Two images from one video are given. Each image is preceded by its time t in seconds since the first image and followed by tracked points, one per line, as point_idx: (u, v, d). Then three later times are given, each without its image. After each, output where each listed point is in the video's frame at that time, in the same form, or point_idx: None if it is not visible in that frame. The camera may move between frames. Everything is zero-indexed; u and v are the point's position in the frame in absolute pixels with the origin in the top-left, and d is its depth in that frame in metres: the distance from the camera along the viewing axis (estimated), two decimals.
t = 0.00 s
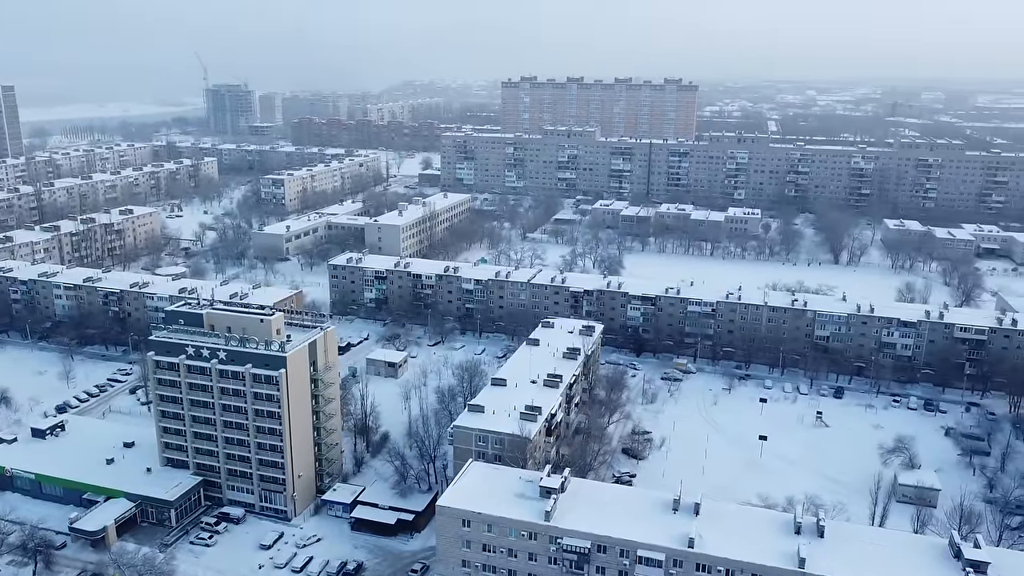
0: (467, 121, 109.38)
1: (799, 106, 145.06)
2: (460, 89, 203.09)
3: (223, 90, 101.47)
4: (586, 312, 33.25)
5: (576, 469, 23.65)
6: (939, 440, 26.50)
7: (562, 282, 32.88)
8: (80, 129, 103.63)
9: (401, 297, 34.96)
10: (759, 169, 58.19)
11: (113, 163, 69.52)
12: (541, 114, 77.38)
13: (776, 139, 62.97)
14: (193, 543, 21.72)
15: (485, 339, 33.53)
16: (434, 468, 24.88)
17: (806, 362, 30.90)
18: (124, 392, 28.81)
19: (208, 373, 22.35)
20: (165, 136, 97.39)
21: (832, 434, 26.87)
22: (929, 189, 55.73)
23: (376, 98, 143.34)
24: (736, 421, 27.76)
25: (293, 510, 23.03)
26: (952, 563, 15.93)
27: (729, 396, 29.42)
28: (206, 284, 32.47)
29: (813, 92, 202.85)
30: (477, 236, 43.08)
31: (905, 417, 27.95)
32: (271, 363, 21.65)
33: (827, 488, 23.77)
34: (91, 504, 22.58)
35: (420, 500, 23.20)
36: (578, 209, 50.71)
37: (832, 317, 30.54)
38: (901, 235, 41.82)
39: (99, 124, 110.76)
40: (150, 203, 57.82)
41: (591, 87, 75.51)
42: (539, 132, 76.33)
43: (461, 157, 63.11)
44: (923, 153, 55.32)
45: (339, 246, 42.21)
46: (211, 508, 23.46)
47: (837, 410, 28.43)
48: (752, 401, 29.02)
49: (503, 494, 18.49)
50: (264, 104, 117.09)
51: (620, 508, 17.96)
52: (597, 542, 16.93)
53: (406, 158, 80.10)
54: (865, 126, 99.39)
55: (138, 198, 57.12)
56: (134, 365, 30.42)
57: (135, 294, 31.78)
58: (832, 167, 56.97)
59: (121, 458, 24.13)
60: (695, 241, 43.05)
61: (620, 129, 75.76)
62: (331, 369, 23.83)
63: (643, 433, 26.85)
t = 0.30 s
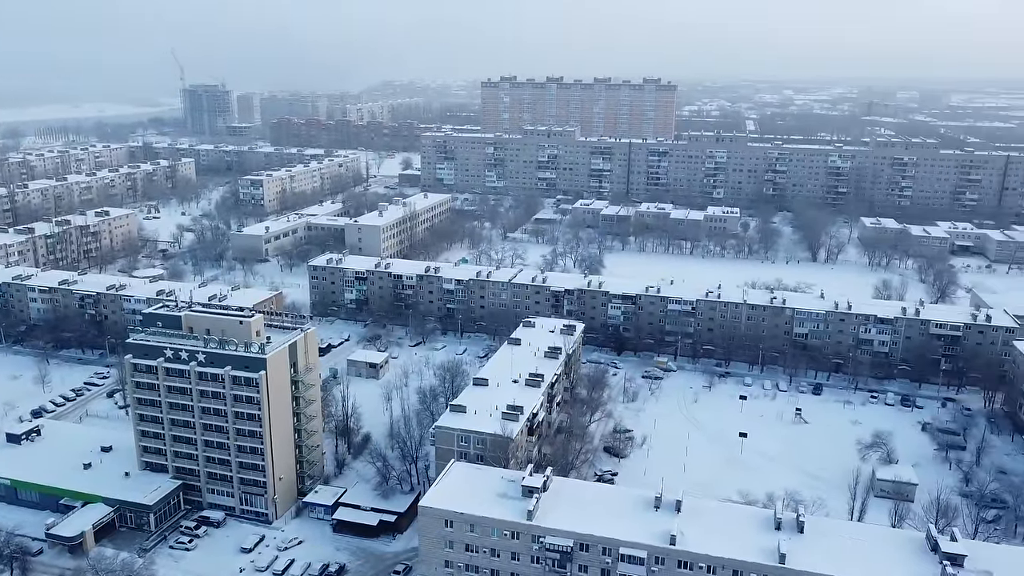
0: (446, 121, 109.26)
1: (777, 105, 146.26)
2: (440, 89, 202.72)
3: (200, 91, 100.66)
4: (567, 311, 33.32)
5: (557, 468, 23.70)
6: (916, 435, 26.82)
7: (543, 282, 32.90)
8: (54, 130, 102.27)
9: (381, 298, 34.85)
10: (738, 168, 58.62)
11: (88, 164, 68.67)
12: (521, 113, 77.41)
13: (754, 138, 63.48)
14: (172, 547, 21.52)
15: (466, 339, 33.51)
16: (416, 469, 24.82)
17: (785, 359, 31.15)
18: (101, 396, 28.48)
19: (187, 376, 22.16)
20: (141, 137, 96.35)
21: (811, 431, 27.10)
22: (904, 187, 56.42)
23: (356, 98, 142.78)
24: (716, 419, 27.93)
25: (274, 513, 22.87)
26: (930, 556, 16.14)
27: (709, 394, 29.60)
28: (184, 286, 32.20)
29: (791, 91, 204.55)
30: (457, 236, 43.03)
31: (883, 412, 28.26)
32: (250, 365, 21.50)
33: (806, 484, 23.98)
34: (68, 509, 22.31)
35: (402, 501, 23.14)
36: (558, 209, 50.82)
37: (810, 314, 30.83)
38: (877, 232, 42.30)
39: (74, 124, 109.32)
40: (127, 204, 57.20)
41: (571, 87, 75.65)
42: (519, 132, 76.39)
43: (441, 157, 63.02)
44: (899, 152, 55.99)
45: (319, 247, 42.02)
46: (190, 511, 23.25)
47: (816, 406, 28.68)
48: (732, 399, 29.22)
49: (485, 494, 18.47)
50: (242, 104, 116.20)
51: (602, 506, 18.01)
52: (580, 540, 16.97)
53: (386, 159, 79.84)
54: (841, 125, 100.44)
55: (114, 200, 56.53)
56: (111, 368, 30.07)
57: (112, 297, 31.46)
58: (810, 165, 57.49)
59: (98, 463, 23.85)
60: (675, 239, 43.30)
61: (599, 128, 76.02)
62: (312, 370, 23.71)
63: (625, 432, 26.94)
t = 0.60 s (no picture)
0: (426, 120, 109.14)
1: (755, 104, 147.56)
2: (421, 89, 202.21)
3: (177, 91, 99.79)
4: (549, 310, 33.38)
5: (539, 467, 23.75)
6: (893, 430, 27.16)
7: (524, 281, 32.93)
8: (28, 131, 100.83)
9: (362, 299, 34.72)
10: (716, 167, 59.03)
11: (63, 165, 67.80)
12: (500, 113, 77.43)
13: (733, 137, 63.93)
14: (152, 552, 21.33)
15: (448, 340, 33.48)
16: (398, 470, 24.78)
17: (764, 357, 31.43)
18: (78, 400, 28.14)
19: (165, 378, 21.96)
20: (117, 137, 95.27)
21: (790, 427, 27.35)
22: (880, 185, 57.12)
23: (335, 98, 142.11)
24: (697, 416, 28.11)
25: (255, 516, 22.73)
26: (907, 550, 16.34)
27: (689, 391, 29.79)
28: (162, 288, 31.92)
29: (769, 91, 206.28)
30: (438, 236, 42.98)
31: (861, 408, 28.57)
32: (230, 367, 21.34)
33: (786, 480, 24.19)
34: (45, 514, 22.03)
35: (384, 502, 23.09)
36: (538, 208, 50.90)
37: (789, 312, 31.10)
38: (854, 230, 42.80)
39: (48, 125, 107.84)
40: (102, 206, 56.58)
41: (550, 87, 75.71)
42: (499, 132, 76.43)
43: (421, 157, 62.92)
44: (874, 151, 56.66)
45: (299, 247, 41.80)
46: (170, 515, 23.05)
47: (795, 402, 28.96)
48: (713, 396, 29.42)
49: (467, 493, 18.46)
50: (220, 104, 115.28)
51: (584, 505, 18.07)
52: (563, 539, 17.00)
53: (366, 159, 79.56)
54: (818, 124, 101.43)
55: (90, 201, 55.92)
56: (88, 371, 29.74)
57: (88, 299, 31.13)
58: (787, 164, 58.01)
59: (75, 467, 23.58)
60: (655, 238, 43.54)
61: (579, 128, 76.24)
62: (292, 372, 23.59)
63: (606, 430, 27.04)
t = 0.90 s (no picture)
0: (406, 121, 108.88)
1: (734, 104, 148.58)
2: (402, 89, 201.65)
3: (153, 91, 98.82)
4: (530, 309, 33.42)
5: (521, 467, 23.77)
6: (871, 426, 27.45)
7: (505, 281, 32.94)
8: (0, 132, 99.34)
9: (342, 300, 34.57)
10: (696, 166, 59.39)
11: (38, 166, 66.91)
12: (480, 113, 77.40)
13: (711, 136, 64.34)
14: (130, 557, 21.10)
15: (429, 340, 33.43)
16: (380, 471, 24.70)
17: (744, 355, 31.67)
18: (54, 404, 27.79)
19: (143, 381, 21.73)
20: (92, 138, 94.19)
21: (770, 424, 27.56)
22: (857, 183, 57.76)
23: (314, 98, 141.42)
24: (678, 414, 28.25)
25: (235, 519, 22.55)
26: (886, 544, 16.53)
27: (670, 390, 29.93)
28: (139, 290, 31.61)
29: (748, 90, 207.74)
30: (418, 236, 42.90)
31: (839, 404, 28.87)
32: (209, 369, 21.17)
33: (766, 477, 24.38)
34: (20, 521, 21.72)
35: (366, 503, 23.01)
36: (519, 208, 50.96)
37: (768, 310, 31.34)
38: (831, 229, 43.24)
39: (21, 126, 106.31)
40: (78, 207, 55.92)
41: (530, 87, 75.78)
42: (479, 132, 76.41)
43: (401, 157, 62.74)
44: (851, 149, 57.26)
45: (278, 248, 41.58)
46: (149, 520, 22.82)
47: (774, 400, 29.19)
48: (693, 394, 29.58)
49: (449, 494, 18.41)
50: (197, 105, 114.32)
51: (566, 503, 18.11)
52: (545, 538, 17.03)
53: (345, 159, 79.22)
54: (796, 123, 102.35)
55: (65, 203, 55.25)
56: (64, 375, 29.39)
57: (64, 302, 30.77)
58: (765, 163, 58.50)
59: (52, 472, 23.28)
60: (635, 238, 43.72)
61: (559, 128, 76.43)
62: (272, 374, 23.46)
63: (588, 429, 27.13)
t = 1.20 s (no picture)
0: (385, 121, 108.55)
1: (712, 103, 149.51)
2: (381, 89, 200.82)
3: (128, 91, 97.74)
4: (510, 309, 33.45)
5: (503, 466, 23.79)
6: (848, 421, 27.76)
7: (485, 281, 32.93)
8: None
9: (322, 301, 34.40)
10: (674, 165, 59.75)
11: (10, 168, 65.91)
12: (460, 113, 77.35)
13: (689, 136, 64.73)
14: (108, 562, 20.85)
15: (410, 340, 33.37)
16: (361, 472, 24.62)
17: (723, 352, 31.92)
18: (29, 409, 27.42)
19: (120, 385, 21.48)
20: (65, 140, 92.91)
21: (749, 421, 27.78)
22: (833, 182, 58.39)
23: (291, 98, 140.48)
24: (658, 412, 28.41)
25: (215, 523, 22.36)
26: (863, 538, 16.71)
27: (650, 388, 30.10)
28: (116, 292, 31.26)
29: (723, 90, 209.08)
30: (398, 237, 42.81)
31: (817, 401, 29.16)
32: (187, 372, 20.98)
33: (746, 473, 24.57)
34: None
35: (347, 505, 22.93)
36: (498, 208, 51.00)
37: (747, 308, 31.57)
38: (808, 227, 43.69)
39: None
40: (51, 209, 55.16)
41: (509, 87, 75.84)
42: (458, 132, 76.34)
43: (380, 157, 62.54)
44: (827, 148, 57.86)
45: (257, 250, 41.30)
46: (127, 524, 22.57)
47: (753, 396, 29.44)
48: (673, 392, 29.74)
49: (431, 494, 18.37)
50: (173, 105, 113.28)
51: (547, 502, 18.13)
52: (527, 537, 17.05)
53: (324, 159, 78.79)
54: (773, 123, 103.40)
55: (38, 205, 54.48)
56: (39, 380, 28.99)
57: (38, 305, 30.33)
58: (743, 162, 58.97)
59: (27, 478, 22.97)
60: (614, 237, 43.90)
61: (539, 128, 76.58)
62: (251, 376, 23.28)
63: (569, 428, 27.21)
